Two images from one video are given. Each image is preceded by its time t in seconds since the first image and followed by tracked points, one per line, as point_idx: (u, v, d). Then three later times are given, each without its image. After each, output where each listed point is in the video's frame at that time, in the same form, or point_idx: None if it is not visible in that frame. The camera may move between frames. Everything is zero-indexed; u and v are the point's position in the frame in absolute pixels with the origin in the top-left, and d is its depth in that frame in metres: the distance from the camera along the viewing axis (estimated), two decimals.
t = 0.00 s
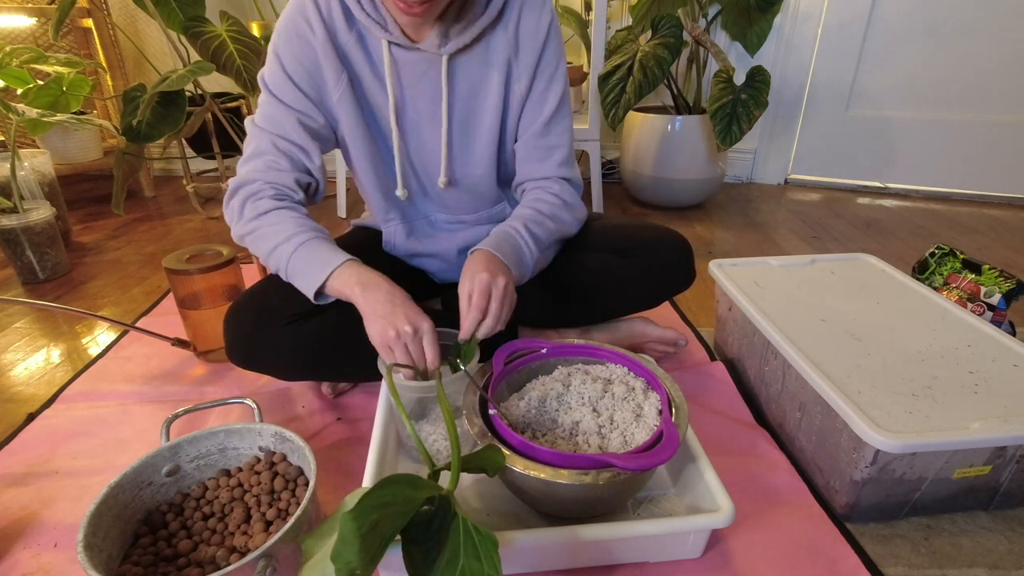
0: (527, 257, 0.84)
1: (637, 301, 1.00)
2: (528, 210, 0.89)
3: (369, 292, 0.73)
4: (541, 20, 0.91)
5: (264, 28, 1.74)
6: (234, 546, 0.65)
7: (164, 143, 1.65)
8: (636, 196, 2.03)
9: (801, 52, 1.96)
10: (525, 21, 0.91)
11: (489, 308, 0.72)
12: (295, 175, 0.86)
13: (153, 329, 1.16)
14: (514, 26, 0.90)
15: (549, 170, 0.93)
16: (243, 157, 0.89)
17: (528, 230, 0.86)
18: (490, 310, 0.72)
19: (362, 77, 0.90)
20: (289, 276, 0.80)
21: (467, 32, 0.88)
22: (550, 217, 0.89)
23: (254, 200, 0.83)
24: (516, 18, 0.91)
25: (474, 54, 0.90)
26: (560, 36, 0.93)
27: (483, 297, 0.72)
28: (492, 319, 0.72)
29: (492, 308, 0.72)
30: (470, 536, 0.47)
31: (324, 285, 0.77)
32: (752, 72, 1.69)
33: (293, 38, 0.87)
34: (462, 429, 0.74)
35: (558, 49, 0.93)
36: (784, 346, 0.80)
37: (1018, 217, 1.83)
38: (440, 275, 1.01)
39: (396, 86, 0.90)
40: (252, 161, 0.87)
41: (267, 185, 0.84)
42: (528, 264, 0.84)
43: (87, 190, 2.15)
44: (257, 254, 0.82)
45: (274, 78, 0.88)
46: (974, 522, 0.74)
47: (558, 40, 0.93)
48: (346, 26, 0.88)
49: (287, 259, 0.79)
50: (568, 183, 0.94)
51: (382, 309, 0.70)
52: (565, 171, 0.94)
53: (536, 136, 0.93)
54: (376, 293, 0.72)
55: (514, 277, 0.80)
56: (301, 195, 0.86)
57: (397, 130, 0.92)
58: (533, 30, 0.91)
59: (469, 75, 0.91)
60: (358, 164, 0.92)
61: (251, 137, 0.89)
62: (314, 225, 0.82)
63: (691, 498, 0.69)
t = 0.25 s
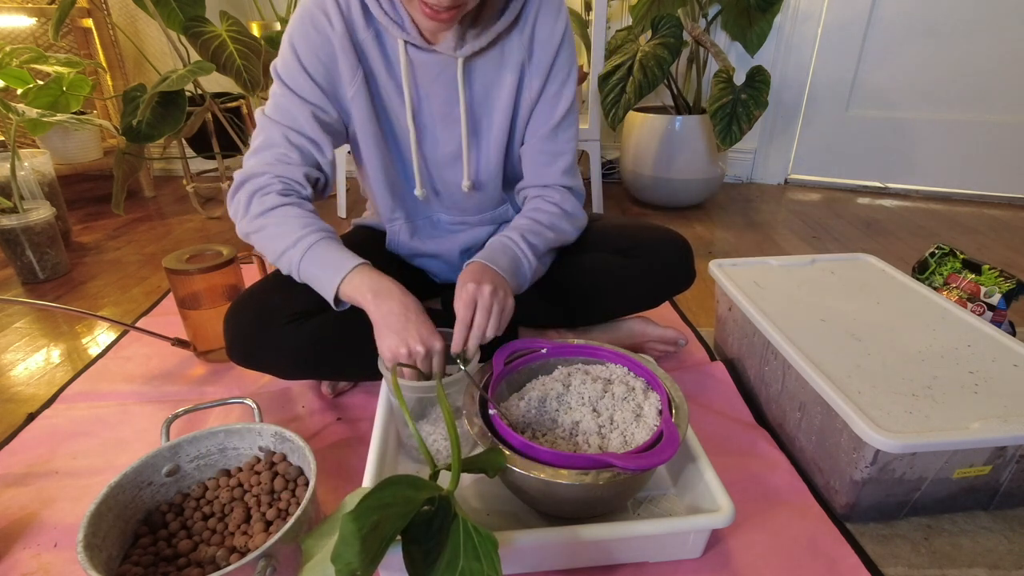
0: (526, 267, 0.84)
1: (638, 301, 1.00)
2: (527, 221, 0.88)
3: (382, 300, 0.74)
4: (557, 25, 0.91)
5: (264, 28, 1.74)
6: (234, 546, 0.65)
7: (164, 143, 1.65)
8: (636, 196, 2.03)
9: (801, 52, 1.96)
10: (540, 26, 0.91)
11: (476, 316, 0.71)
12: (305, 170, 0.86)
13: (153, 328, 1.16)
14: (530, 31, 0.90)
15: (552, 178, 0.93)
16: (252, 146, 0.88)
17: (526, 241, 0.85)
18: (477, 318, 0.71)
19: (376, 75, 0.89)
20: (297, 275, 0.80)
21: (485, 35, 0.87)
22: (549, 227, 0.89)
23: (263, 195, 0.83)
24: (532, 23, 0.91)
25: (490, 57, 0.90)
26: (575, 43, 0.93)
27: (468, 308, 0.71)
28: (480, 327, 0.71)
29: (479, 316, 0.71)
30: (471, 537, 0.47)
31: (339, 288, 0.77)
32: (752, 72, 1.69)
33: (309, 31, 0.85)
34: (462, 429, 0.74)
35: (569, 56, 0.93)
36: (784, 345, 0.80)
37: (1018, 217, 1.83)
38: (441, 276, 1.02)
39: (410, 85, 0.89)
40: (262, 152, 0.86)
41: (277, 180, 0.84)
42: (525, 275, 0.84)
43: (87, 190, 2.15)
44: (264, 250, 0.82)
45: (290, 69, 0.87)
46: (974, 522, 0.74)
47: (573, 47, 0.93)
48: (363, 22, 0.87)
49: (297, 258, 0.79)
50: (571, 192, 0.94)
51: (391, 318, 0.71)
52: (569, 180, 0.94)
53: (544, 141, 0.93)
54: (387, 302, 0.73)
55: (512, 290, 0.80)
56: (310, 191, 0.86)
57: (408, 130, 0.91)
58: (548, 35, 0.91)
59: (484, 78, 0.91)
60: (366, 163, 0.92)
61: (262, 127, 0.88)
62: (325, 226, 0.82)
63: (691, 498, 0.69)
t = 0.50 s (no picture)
0: (526, 270, 0.83)
1: (638, 301, 1.00)
2: (527, 224, 0.88)
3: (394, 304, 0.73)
4: (562, 26, 0.91)
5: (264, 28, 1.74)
6: (234, 546, 0.65)
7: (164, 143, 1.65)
8: (636, 196, 2.03)
9: (801, 51, 1.96)
10: (545, 26, 0.91)
11: (474, 315, 0.71)
12: (314, 167, 0.86)
13: (153, 329, 1.16)
14: (534, 31, 0.90)
15: (555, 180, 0.93)
16: (258, 142, 0.87)
17: (527, 244, 0.85)
18: (476, 317, 0.71)
19: (380, 73, 0.89)
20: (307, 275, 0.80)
21: (488, 35, 0.87)
22: (550, 230, 0.89)
23: (272, 193, 0.83)
24: (537, 23, 0.90)
25: (493, 57, 0.90)
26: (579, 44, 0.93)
27: (466, 308, 0.72)
28: (478, 327, 0.71)
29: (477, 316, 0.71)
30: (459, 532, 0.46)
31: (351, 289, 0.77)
32: (752, 72, 1.69)
33: (317, 26, 0.86)
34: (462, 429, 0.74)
35: (574, 57, 0.92)
36: (784, 345, 0.80)
37: (1018, 217, 1.83)
38: (441, 276, 1.02)
39: (414, 83, 0.89)
40: (269, 148, 0.86)
41: (285, 177, 0.84)
42: (526, 278, 0.84)
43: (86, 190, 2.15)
44: (274, 250, 0.82)
45: (296, 64, 0.86)
46: (974, 523, 0.74)
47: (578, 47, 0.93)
48: (369, 20, 0.87)
49: (308, 258, 0.79)
50: (572, 195, 0.94)
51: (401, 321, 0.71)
52: (571, 182, 0.94)
53: (547, 143, 0.92)
54: (398, 305, 0.72)
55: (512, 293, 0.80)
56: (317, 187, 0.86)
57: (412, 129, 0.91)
58: (553, 36, 0.91)
59: (488, 78, 0.91)
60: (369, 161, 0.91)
61: (268, 122, 0.87)
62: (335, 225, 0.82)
63: (691, 498, 0.69)
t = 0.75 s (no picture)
0: (528, 273, 0.83)
1: (638, 301, 1.00)
2: (529, 227, 0.88)
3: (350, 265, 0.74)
4: (560, 29, 0.90)
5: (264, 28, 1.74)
6: (234, 546, 0.65)
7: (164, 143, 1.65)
8: (636, 196, 2.03)
9: (801, 51, 1.96)
10: (543, 30, 0.90)
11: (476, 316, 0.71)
12: (295, 171, 0.87)
13: (153, 329, 1.16)
14: (532, 35, 0.89)
15: (555, 183, 0.93)
16: (254, 151, 0.91)
17: (529, 247, 0.85)
18: (478, 317, 0.71)
19: (375, 78, 0.89)
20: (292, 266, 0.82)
21: (484, 39, 0.87)
22: (552, 233, 0.89)
23: (255, 193, 0.85)
24: (535, 27, 0.90)
25: (491, 60, 0.90)
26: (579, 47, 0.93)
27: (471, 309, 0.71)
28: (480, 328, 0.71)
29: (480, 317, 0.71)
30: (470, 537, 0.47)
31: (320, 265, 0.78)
32: (752, 72, 1.69)
33: (308, 36, 0.86)
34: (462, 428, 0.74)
35: (573, 61, 0.92)
36: (783, 346, 0.81)
37: (1018, 217, 1.83)
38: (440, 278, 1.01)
39: (410, 87, 0.89)
40: (260, 155, 0.89)
41: (268, 180, 0.86)
42: (528, 281, 0.84)
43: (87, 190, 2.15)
44: (258, 242, 0.85)
45: (288, 76, 0.88)
46: (974, 522, 0.74)
47: (578, 51, 0.92)
48: (362, 25, 0.87)
49: (285, 251, 0.80)
50: (573, 198, 0.94)
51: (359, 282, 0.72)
52: (571, 185, 0.94)
53: (546, 147, 0.92)
54: (353, 265, 0.74)
55: (515, 296, 0.80)
56: (302, 189, 0.87)
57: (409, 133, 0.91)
58: (551, 40, 0.90)
59: (485, 82, 0.91)
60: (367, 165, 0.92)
61: (264, 133, 0.90)
62: (308, 213, 0.83)
63: (691, 498, 0.69)
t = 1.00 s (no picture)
0: (528, 274, 0.83)
1: (638, 301, 1.00)
2: (529, 228, 0.88)
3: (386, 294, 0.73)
4: (561, 29, 0.90)
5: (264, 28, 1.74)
6: (234, 546, 0.65)
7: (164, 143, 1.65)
8: (636, 196, 2.03)
9: (801, 51, 1.96)
10: (544, 30, 0.90)
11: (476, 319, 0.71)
12: (309, 173, 0.86)
13: (153, 329, 1.16)
14: (533, 36, 0.89)
15: (554, 184, 0.93)
16: (258, 154, 0.88)
17: (529, 249, 0.85)
18: (478, 319, 0.71)
19: (377, 77, 0.89)
20: (306, 277, 0.81)
21: (485, 40, 0.87)
22: (551, 234, 0.89)
23: (268, 200, 0.83)
24: (536, 27, 0.90)
25: (491, 61, 0.90)
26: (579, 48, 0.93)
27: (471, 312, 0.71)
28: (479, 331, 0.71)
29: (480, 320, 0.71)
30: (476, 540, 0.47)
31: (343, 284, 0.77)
32: (752, 72, 1.69)
33: (311, 34, 0.86)
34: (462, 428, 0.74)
35: (574, 62, 0.92)
36: (783, 345, 0.81)
37: (1018, 217, 1.83)
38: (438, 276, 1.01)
39: (411, 87, 0.89)
40: (267, 158, 0.87)
41: (281, 185, 0.84)
42: (528, 282, 0.84)
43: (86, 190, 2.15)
44: (273, 252, 0.83)
45: (293, 74, 0.87)
46: (974, 522, 0.74)
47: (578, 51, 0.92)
48: (365, 25, 0.87)
49: (303, 261, 0.79)
50: (572, 199, 0.94)
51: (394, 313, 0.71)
52: (569, 185, 0.94)
53: (546, 147, 0.92)
54: (387, 295, 0.73)
55: (514, 298, 0.80)
56: (314, 193, 0.86)
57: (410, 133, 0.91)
58: (552, 40, 0.90)
59: (486, 82, 0.91)
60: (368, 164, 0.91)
61: (267, 134, 0.88)
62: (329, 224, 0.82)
63: (691, 498, 0.69)
